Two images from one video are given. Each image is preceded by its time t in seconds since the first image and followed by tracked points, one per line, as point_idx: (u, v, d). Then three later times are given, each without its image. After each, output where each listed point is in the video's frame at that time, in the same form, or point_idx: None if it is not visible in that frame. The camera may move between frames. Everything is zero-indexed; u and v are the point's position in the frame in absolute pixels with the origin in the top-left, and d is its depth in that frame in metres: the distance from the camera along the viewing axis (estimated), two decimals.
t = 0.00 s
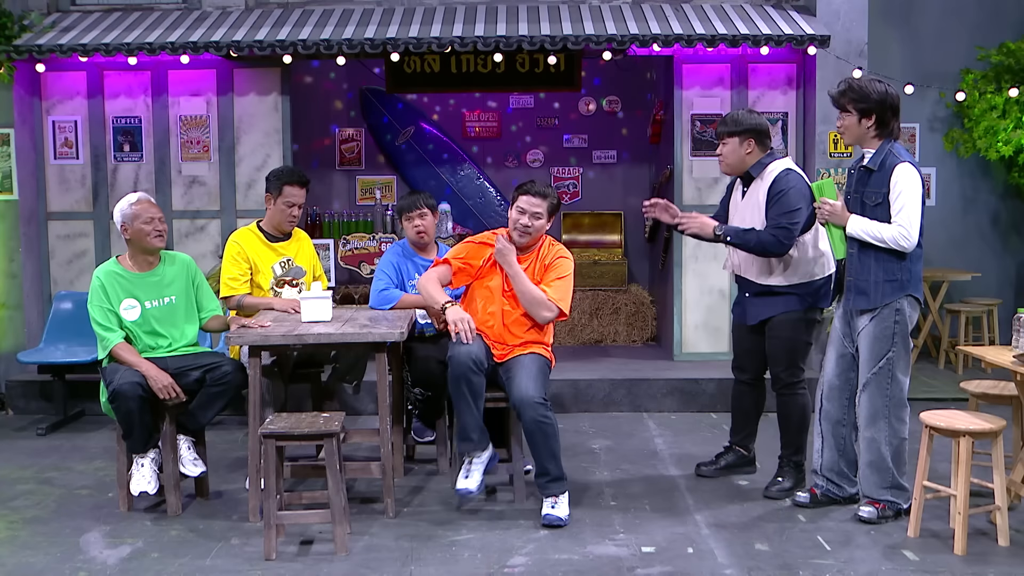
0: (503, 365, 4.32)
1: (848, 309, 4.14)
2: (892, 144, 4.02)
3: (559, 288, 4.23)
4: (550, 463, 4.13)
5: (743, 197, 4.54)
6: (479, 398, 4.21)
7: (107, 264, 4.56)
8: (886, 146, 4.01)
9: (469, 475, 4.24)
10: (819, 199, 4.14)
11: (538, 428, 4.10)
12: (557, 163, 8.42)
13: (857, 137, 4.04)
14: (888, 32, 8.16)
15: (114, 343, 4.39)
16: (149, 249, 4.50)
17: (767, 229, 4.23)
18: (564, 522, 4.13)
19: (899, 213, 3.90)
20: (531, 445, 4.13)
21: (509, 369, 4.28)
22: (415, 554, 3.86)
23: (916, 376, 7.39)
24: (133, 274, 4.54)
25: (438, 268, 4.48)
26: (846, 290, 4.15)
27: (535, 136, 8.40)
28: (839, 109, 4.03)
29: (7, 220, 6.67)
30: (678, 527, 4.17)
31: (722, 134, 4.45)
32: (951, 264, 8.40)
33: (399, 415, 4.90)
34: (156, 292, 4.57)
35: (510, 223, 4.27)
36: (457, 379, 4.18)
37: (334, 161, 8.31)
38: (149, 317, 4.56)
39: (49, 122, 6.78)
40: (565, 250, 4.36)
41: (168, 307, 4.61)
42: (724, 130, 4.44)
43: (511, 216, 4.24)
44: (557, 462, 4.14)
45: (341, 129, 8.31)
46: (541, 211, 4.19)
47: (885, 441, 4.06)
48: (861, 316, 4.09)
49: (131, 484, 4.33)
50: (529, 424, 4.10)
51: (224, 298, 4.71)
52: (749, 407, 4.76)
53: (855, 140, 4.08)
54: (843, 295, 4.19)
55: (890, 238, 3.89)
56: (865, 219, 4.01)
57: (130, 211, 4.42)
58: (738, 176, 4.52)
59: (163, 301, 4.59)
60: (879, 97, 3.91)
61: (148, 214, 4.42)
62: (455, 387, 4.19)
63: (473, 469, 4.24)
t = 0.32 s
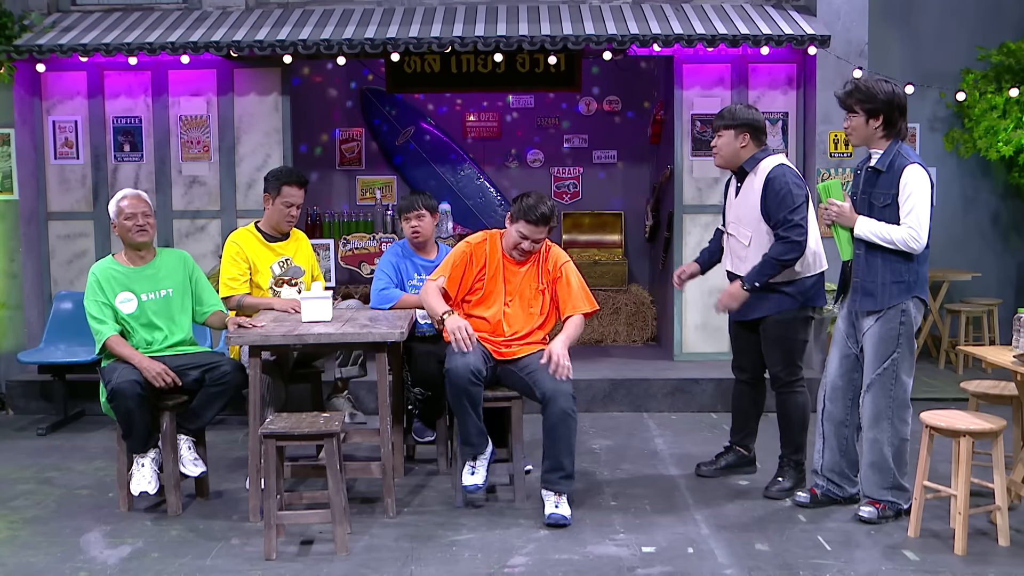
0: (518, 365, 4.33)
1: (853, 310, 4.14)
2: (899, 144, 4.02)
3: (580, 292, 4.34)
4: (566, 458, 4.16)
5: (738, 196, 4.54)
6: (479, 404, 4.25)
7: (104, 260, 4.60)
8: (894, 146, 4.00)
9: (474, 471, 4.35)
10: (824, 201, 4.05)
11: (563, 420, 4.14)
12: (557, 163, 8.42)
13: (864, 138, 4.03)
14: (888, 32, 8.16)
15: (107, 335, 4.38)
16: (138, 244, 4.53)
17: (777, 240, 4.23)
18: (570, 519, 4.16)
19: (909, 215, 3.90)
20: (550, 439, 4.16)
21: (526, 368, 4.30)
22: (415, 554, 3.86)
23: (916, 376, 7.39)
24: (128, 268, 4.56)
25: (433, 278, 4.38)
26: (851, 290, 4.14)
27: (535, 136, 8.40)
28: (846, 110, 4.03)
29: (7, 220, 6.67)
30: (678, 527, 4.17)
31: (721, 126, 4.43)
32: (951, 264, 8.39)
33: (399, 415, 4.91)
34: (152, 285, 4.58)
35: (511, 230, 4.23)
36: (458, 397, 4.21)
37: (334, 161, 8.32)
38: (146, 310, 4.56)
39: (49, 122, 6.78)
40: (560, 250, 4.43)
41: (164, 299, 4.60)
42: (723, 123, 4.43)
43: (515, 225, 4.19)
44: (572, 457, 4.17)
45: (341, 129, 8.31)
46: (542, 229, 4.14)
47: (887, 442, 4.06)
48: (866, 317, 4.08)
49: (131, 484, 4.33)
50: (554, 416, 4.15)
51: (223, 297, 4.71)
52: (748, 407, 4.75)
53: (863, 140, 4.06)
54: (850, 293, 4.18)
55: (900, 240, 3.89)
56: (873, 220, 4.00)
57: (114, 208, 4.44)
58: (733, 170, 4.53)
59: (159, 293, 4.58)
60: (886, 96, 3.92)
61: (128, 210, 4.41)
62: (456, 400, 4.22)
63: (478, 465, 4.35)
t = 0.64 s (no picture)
0: (524, 365, 4.40)
1: (856, 310, 4.13)
2: (904, 145, 4.02)
3: (561, 291, 4.47)
4: (580, 457, 4.23)
5: (732, 194, 4.54)
6: (477, 406, 4.27)
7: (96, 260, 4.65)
8: (899, 147, 4.00)
9: (478, 470, 4.32)
10: (828, 200, 4.06)
11: (581, 418, 4.23)
12: (557, 163, 8.42)
13: (869, 137, 4.03)
14: (888, 32, 8.16)
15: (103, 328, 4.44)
16: (125, 242, 4.55)
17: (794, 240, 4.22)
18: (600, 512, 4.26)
19: (914, 216, 3.90)
20: (566, 437, 4.22)
21: (537, 370, 4.37)
22: (415, 554, 3.86)
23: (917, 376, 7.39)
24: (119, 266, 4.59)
25: (432, 290, 4.34)
26: (854, 290, 4.14)
27: (535, 136, 8.40)
28: (853, 108, 4.02)
29: (7, 220, 6.64)
30: (677, 527, 4.17)
31: (716, 122, 4.45)
32: (951, 264, 8.39)
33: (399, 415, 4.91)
34: (143, 280, 4.61)
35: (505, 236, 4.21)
36: (457, 402, 4.22)
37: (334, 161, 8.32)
38: (139, 305, 4.59)
39: (49, 122, 6.78)
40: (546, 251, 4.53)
41: (156, 294, 4.62)
42: (718, 119, 4.45)
43: (511, 230, 4.17)
44: (585, 455, 4.25)
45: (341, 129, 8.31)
46: (537, 231, 4.15)
47: (889, 442, 4.06)
48: (869, 317, 4.08)
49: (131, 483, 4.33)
50: (573, 414, 4.23)
51: (223, 298, 4.71)
52: (748, 407, 4.75)
53: (867, 139, 4.06)
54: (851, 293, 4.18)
55: (904, 241, 3.90)
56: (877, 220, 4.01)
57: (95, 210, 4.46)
58: (726, 168, 4.53)
59: (150, 289, 4.61)
60: (893, 96, 3.90)
61: (109, 212, 4.43)
62: (455, 405, 4.23)
63: (481, 463, 4.33)
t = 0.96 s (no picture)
0: (526, 364, 4.41)
1: (853, 311, 4.13)
2: (890, 145, 4.02)
3: (552, 287, 4.49)
4: (583, 455, 4.24)
5: (735, 191, 4.55)
6: (484, 406, 4.27)
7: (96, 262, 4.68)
8: (885, 148, 4.00)
9: (482, 466, 4.30)
10: (818, 204, 4.11)
11: (582, 417, 4.23)
12: (558, 164, 8.42)
13: (855, 138, 4.03)
14: (889, 32, 8.16)
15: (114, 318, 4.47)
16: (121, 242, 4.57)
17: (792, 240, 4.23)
18: (601, 513, 4.26)
19: (902, 215, 3.90)
20: (570, 436, 4.22)
21: (537, 368, 4.38)
22: (416, 554, 3.86)
23: (918, 377, 7.38)
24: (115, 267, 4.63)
25: (422, 298, 4.33)
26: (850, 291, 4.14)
27: (536, 136, 8.40)
28: (838, 110, 4.03)
29: (8, 220, 6.64)
30: (678, 527, 4.17)
31: (720, 121, 4.43)
32: (952, 264, 8.39)
33: (400, 415, 4.91)
34: (141, 279, 4.64)
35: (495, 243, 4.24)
36: (465, 403, 4.21)
37: (335, 162, 8.32)
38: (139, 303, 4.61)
39: (50, 123, 6.79)
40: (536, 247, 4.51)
41: (153, 291, 4.66)
42: (722, 117, 4.43)
43: (500, 237, 4.19)
44: (589, 453, 4.26)
45: (342, 130, 8.31)
46: (525, 233, 4.17)
47: (889, 442, 4.06)
48: (866, 317, 4.07)
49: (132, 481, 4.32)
50: (574, 413, 4.23)
51: (226, 298, 4.71)
52: (749, 407, 4.75)
53: (853, 140, 4.07)
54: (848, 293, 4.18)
55: (894, 240, 3.89)
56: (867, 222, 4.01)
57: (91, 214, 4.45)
58: (732, 165, 4.52)
59: (148, 286, 4.64)
60: (878, 98, 3.92)
61: (104, 215, 4.43)
62: (462, 406, 4.22)
63: (486, 460, 4.31)
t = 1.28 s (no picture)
0: (530, 365, 4.41)
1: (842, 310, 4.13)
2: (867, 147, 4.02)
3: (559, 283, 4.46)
4: (589, 457, 4.24)
5: (750, 190, 4.52)
6: (484, 407, 4.27)
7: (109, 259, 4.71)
8: (862, 150, 4.00)
9: (486, 468, 4.32)
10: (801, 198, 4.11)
11: (587, 419, 4.23)
12: (563, 163, 8.42)
13: (829, 146, 4.05)
14: (894, 31, 8.15)
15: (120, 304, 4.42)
16: (137, 239, 4.59)
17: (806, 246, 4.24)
18: (605, 513, 4.26)
19: (878, 214, 3.90)
20: (575, 437, 4.23)
21: (542, 369, 4.38)
22: (421, 554, 3.86)
23: (923, 377, 7.37)
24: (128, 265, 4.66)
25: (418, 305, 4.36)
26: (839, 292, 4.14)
27: (540, 136, 8.39)
28: (810, 121, 4.05)
29: (14, 221, 6.74)
30: (684, 527, 4.17)
31: (740, 123, 4.36)
32: (957, 264, 8.38)
33: (405, 415, 4.92)
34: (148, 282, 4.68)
35: (481, 249, 4.24)
36: (463, 403, 4.21)
37: (340, 162, 8.33)
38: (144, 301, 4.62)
39: (56, 122, 6.79)
40: (530, 246, 4.46)
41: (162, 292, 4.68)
42: (738, 120, 4.36)
43: (485, 243, 4.20)
44: (595, 455, 4.26)
45: (347, 130, 8.32)
46: (509, 235, 4.19)
47: (886, 439, 4.06)
48: (854, 316, 4.08)
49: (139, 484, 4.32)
50: (579, 415, 4.23)
51: (231, 297, 4.73)
52: (755, 407, 4.74)
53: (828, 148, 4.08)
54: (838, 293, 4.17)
55: (869, 239, 3.90)
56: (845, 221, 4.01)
57: (113, 211, 4.45)
58: (750, 165, 4.48)
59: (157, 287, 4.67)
60: (846, 106, 3.94)
61: (129, 213, 4.45)
62: (460, 407, 4.22)
63: (490, 462, 4.32)
